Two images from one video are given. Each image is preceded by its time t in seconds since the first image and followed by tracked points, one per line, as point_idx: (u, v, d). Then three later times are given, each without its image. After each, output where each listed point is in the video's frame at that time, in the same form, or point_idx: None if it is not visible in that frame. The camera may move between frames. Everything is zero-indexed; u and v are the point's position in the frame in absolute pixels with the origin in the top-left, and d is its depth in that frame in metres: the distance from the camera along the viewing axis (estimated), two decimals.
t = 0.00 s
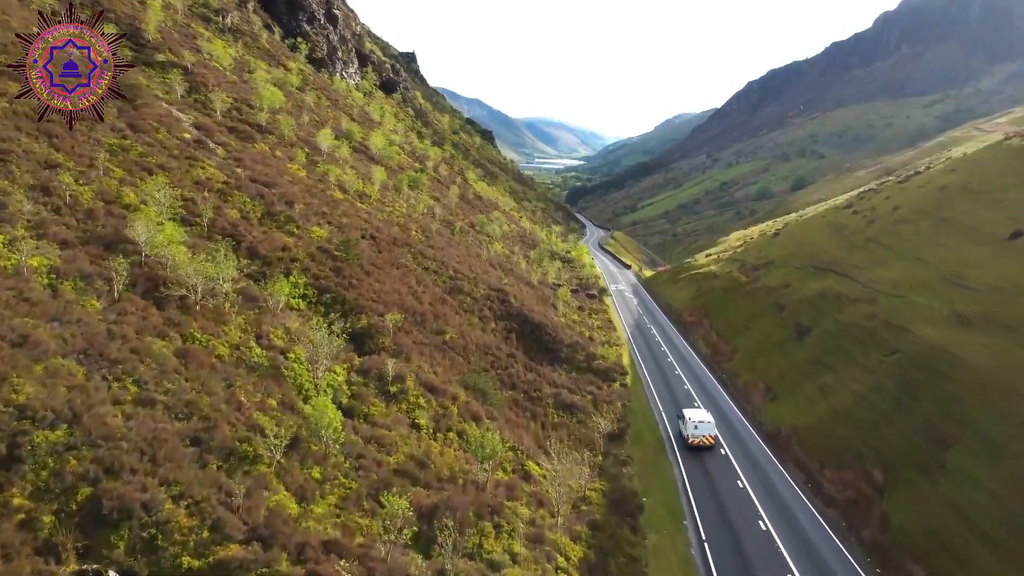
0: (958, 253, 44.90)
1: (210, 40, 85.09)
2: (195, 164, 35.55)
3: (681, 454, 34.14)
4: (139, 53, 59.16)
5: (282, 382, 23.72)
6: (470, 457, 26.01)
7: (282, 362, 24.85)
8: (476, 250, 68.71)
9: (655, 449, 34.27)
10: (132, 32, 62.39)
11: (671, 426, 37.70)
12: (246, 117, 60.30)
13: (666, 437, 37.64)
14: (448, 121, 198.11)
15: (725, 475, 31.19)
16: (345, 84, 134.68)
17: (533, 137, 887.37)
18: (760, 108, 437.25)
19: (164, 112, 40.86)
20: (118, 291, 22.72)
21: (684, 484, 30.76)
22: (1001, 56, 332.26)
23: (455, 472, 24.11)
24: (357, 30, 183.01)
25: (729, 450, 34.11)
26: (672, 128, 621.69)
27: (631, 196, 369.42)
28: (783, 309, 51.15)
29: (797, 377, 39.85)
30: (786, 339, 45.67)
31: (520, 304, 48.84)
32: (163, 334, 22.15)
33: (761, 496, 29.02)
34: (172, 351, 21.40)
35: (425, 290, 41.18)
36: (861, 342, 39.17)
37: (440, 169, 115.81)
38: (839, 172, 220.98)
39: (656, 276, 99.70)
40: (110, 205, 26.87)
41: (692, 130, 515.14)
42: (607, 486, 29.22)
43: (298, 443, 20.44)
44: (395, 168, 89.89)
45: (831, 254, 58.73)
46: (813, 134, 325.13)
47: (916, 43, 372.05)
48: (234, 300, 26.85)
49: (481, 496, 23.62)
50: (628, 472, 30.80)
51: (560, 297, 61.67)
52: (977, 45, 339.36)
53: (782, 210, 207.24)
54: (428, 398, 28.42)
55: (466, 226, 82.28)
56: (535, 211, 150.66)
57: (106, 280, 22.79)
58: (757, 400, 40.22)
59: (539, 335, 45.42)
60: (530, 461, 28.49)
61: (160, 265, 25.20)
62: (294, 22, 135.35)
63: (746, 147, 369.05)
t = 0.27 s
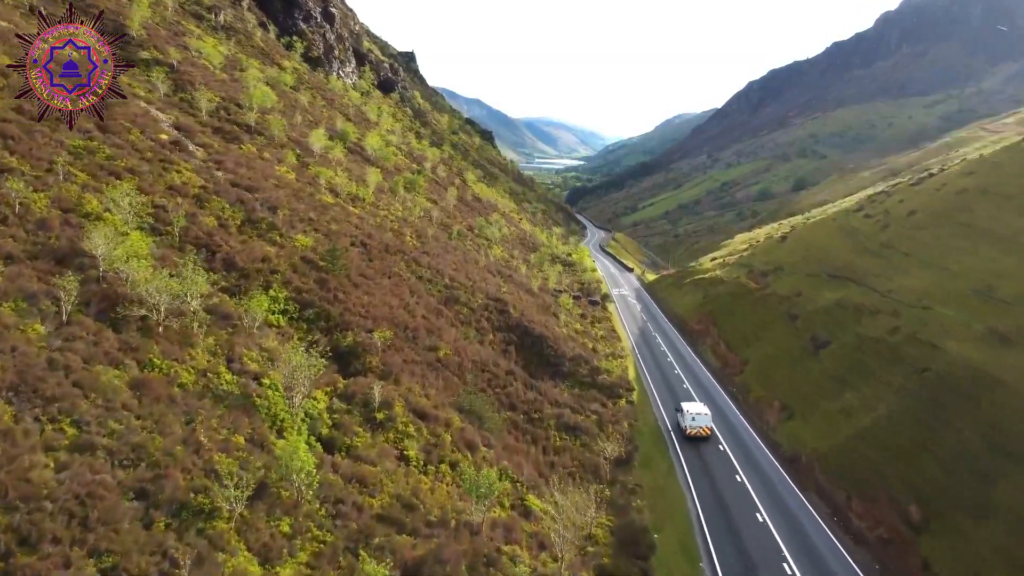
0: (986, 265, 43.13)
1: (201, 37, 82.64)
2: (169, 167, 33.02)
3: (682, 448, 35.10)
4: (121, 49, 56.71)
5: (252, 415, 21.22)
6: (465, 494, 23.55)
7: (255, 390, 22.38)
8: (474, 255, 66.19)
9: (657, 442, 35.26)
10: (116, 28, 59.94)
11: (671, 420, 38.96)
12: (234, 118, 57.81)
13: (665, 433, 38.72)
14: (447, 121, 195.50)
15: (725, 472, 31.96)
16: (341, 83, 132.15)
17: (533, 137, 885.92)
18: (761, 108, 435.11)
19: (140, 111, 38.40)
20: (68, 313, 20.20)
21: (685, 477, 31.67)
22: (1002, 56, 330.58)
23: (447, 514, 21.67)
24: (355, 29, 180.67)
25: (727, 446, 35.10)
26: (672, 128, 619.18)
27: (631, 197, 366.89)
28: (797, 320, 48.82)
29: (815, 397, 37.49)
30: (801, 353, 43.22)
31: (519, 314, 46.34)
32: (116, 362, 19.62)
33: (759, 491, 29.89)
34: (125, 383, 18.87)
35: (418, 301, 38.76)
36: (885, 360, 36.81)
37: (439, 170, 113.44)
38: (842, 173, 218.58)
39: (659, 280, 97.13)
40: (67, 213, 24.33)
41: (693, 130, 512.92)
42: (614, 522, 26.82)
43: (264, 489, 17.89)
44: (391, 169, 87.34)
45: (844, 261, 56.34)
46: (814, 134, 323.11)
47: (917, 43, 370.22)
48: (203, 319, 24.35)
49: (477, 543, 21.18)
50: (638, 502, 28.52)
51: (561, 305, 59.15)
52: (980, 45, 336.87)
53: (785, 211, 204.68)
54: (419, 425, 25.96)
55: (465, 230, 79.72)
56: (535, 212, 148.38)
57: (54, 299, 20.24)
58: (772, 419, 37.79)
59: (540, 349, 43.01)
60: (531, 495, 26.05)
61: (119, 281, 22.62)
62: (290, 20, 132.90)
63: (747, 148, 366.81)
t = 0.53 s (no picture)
0: (1014, 277, 41.49)
1: (190, 35, 80.26)
2: (139, 171, 30.49)
3: (686, 456, 34.70)
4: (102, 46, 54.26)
5: (214, 455, 18.70)
6: (457, 539, 21.11)
7: (221, 424, 19.91)
8: (471, 262, 63.56)
9: (660, 450, 34.85)
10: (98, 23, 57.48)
11: (670, 417, 40.48)
12: (221, 119, 55.29)
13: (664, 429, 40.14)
14: (446, 121, 192.81)
15: (731, 483, 31.43)
16: (337, 83, 129.58)
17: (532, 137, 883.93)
18: (762, 109, 432.91)
19: (112, 110, 35.90)
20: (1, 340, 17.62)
21: (690, 487, 31.26)
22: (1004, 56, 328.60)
23: (436, 566, 19.25)
24: (352, 28, 178.25)
25: (731, 454, 34.75)
26: (673, 128, 616.45)
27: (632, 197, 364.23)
28: (812, 331, 46.50)
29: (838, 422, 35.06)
30: (817, 368, 40.73)
31: (519, 326, 43.78)
32: (54, 398, 17.03)
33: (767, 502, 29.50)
34: (62, 423, 16.37)
35: (411, 314, 36.30)
36: (911, 379, 34.62)
37: (436, 171, 111.03)
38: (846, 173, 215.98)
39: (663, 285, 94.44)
40: (13, 224, 21.78)
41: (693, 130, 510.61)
42: (623, 565, 24.40)
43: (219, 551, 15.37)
44: (387, 171, 84.69)
45: (859, 268, 53.86)
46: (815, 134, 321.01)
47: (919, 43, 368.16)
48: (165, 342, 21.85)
49: None
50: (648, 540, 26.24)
51: (562, 314, 56.58)
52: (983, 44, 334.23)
53: (788, 212, 202.02)
54: (406, 458, 23.47)
55: (463, 234, 77.07)
56: (535, 214, 146.00)
57: None
58: (789, 441, 35.40)
59: (540, 364, 40.57)
60: (531, 536, 23.61)
61: (67, 301, 20.03)
62: (285, 18, 130.52)
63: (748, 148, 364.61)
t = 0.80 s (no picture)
0: None
1: (179, 33, 77.81)
2: (102, 176, 27.93)
3: (695, 472, 33.70)
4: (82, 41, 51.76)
5: (161, 510, 16.07)
6: None
7: (175, 470, 17.34)
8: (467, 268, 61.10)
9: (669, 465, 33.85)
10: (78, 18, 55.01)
11: (667, 410, 42.66)
12: (206, 119, 52.89)
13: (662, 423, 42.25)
14: (444, 121, 190.18)
15: (743, 503, 30.33)
16: (333, 83, 127.19)
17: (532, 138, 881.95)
18: (762, 109, 430.77)
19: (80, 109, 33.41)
20: None
21: (700, 505, 30.31)
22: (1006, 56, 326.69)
23: None
24: (350, 27, 175.85)
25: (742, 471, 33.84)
26: (673, 129, 614.12)
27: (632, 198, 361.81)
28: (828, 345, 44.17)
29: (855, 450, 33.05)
30: (836, 385, 38.45)
31: (517, 339, 41.20)
32: None
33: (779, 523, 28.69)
34: None
35: (402, 330, 33.82)
36: (942, 401, 32.92)
37: (434, 173, 108.63)
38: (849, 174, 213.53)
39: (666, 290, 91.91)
40: None
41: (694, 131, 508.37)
42: None
43: None
44: (382, 173, 82.17)
45: (876, 276, 52.08)
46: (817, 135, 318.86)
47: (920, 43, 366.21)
48: (115, 372, 19.31)
49: None
50: None
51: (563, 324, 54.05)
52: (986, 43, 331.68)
53: (790, 213, 199.59)
54: (390, 500, 20.90)
55: (459, 238, 74.56)
56: (535, 215, 143.67)
57: None
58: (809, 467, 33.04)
59: (540, 381, 38.04)
60: None
61: None
62: (280, 16, 128.09)
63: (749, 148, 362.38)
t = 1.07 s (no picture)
0: None
1: (167, 29, 75.28)
2: (57, 181, 25.32)
3: (698, 481, 33.52)
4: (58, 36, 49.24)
5: None
6: None
7: (112, 532, 14.68)
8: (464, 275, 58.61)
9: (673, 474, 33.60)
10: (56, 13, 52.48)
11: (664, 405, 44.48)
12: (189, 120, 50.44)
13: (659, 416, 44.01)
14: (443, 121, 187.72)
15: (745, 509, 30.61)
16: (329, 82, 124.77)
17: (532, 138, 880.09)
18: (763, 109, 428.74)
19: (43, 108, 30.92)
20: None
21: (703, 515, 30.13)
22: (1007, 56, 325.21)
23: None
24: (347, 25, 173.36)
25: (746, 480, 33.67)
26: (674, 128, 611.42)
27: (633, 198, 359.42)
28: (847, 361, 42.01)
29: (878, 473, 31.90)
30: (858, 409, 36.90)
31: (516, 354, 38.66)
32: None
33: (784, 534, 28.57)
34: None
35: (390, 348, 31.32)
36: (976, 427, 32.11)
37: (432, 174, 106.24)
38: (852, 175, 211.11)
39: (669, 295, 89.37)
40: None
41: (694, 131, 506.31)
42: None
43: None
44: (377, 174, 79.68)
45: (894, 284, 50.81)
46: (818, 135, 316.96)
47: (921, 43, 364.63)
48: (49, 411, 16.66)
49: None
50: None
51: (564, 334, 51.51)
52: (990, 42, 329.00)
53: (793, 215, 197.10)
54: (369, 555, 18.28)
55: (457, 243, 72.02)
56: (534, 217, 141.37)
57: None
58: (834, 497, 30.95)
59: (540, 401, 35.51)
60: None
61: None
62: (275, 14, 125.61)
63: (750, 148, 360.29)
